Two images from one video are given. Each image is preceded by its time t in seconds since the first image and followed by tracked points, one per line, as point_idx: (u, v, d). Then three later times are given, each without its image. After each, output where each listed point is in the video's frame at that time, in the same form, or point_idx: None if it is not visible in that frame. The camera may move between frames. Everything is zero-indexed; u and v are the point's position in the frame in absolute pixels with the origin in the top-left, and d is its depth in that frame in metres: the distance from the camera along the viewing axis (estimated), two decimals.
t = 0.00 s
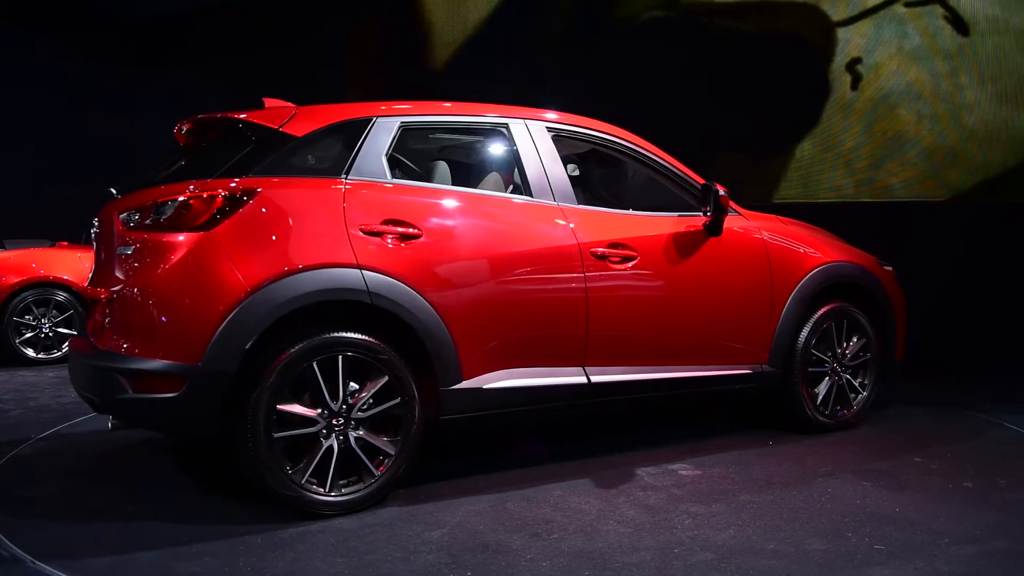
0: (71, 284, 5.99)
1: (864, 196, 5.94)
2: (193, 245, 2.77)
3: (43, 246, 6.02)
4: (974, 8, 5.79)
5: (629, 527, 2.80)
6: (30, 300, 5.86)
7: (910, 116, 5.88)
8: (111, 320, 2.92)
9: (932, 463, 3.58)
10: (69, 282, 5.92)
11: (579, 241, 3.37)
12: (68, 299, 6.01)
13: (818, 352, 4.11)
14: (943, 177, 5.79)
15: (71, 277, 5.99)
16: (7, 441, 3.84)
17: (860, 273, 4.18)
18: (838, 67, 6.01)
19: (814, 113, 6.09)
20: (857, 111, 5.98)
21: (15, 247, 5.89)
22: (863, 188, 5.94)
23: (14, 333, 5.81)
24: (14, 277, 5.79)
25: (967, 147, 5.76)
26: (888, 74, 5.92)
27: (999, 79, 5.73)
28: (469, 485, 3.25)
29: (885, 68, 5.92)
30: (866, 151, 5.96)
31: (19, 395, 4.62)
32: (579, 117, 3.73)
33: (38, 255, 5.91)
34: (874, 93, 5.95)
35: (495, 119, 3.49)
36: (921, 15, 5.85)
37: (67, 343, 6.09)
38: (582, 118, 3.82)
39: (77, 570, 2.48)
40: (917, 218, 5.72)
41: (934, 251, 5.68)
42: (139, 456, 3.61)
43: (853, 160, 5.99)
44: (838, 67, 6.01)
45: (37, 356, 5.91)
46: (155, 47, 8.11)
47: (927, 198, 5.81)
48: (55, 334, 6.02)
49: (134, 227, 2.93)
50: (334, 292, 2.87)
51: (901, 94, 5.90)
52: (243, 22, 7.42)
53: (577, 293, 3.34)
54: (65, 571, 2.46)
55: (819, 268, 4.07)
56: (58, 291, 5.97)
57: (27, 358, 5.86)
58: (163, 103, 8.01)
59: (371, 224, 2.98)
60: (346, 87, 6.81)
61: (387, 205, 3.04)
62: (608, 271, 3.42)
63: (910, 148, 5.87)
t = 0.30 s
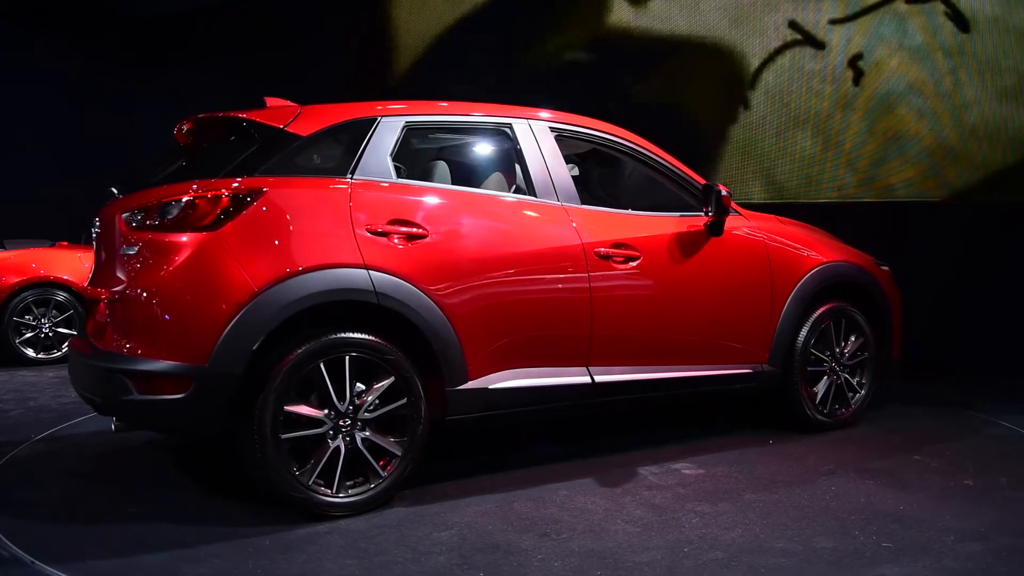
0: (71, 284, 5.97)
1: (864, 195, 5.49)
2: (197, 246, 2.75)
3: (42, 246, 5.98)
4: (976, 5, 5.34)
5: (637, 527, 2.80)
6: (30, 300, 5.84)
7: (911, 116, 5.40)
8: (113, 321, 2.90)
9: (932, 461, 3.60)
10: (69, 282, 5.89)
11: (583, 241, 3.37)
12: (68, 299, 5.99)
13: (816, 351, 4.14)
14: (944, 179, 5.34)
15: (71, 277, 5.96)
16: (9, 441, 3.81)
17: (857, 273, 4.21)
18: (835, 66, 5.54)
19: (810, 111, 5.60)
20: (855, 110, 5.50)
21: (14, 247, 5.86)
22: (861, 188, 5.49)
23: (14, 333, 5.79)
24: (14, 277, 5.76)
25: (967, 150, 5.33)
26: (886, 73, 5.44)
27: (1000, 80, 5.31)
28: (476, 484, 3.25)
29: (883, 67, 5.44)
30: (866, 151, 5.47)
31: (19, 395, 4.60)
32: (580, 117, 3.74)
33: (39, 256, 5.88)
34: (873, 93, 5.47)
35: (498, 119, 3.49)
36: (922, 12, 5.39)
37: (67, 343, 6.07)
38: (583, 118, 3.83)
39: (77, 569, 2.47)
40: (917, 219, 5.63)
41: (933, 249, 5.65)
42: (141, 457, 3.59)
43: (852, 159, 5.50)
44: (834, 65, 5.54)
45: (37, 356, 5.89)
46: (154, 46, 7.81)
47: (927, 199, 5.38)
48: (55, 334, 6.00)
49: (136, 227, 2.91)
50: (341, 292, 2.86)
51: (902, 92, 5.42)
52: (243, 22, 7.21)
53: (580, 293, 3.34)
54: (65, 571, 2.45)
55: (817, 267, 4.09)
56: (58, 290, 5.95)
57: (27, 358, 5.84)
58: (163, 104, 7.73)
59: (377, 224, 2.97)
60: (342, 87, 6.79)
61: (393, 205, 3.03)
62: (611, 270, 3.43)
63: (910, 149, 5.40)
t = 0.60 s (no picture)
0: (71, 284, 5.94)
1: (864, 195, 5.53)
2: (201, 246, 2.73)
3: (42, 246, 5.95)
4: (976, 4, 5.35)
5: (645, 525, 2.81)
6: (30, 300, 5.81)
7: (911, 116, 5.41)
8: (115, 322, 2.88)
9: (931, 459, 3.63)
10: (69, 282, 5.87)
11: (586, 241, 3.37)
12: (68, 299, 5.97)
13: (815, 350, 4.16)
14: (944, 179, 5.37)
15: (71, 277, 5.93)
16: (10, 443, 3.79)
17: (855, 272, 4.23)
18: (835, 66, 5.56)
19: (810, 111, 5.63)
20: (855, 110, 5.52)
21: (14, 247, 5.83)
22: (862, 188, 5.52)
23: (14, 333, 5.76)
24: (14, 277, 5.73)
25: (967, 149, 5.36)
26: (886, 73, 5.46)
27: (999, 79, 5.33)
28: (481, 485, 3.24)
29: (884, 67, 5.46)
30: (866, 151, 5.50)
31: (18, 395, 4.58)
32: (582, 117, 3.74)
33: (38, 255, 5.85)
34: (874, 93, 5.48)
35: (502, 119, 3.48)
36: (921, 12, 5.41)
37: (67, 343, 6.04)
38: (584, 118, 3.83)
39: (79, 569, 2.46)
40: (917, 219, 5.67)
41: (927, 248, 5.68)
42: (145, 458, 3.57)
43: (852, 159, 5.53)
44: (834, 65, 5.56)
45: (37, 356, 5.85)
46: (154, 47, 7.76)
47: (927, 199, 5.42)
48: (55, 334, 5.97)
49: (139, 227, 2.89)
50: (348, 292, 2.84)
51: (902, 92, 5.44)
52: (242, 22, 7.17)
53: (584, 292, 3.35)
54: (66, 571, 2.44)
55: (817, 267, 4.11)
56: (58, 290, 5.92)
57: (27, 358, 5.80)
58: (162, 104, 7.67)
59: (383, 224, 2.96)
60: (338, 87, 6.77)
61: (399, 204, 3.02)
62: (615, 270, 3.43)
63: (909, 149, 5.43)
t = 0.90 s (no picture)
0: (71, 284, 5.89)
1: (864, 194, 5.57)
2: (205, 246, 2.71)
3: (42, 245, 5.90)
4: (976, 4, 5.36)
5: (652, 525, 2.82)
6: (30, 299, 5.76)
7: (911, 116, 5.44)
8: (118, 323, 2.85)
9: (931, 457, 3.65)
10: (70, 282, 5.82)
11: (590, 240, 3.38)
12: (68, 299, 5.91)
13: (814, 349, 4.19)
14: (944, 179, 5.40)
15: (71, 277, 5.88)
16: (8, 444, 3.75)
17: (853, 272, 4.26)
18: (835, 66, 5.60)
19: (810, 111, 5.68)
20: (855, 110, 5.56)
21: (14, 247, 5.78)
22: (862, 188, 5.56)
23: (14, 333, 5.71)
24: (14, 277, 5.68)
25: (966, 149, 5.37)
26: (886, 72, 5.49)
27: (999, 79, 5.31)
28: (486, 485, 3.24)
29: (883, 66, 5.49)
30: (866, 151, 5.53)
31: (18, 395, 4.55)
32: (584, 117, 3.74)
33: (38, 255, 5.80)
34: (875, 93, 5.52)
35: (505, 119, 3.48)
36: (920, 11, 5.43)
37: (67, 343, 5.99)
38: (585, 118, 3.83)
39: (78, 569, 2.45)
40: (917, 219, 5.65)
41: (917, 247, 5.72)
42: (149, 459, 3.55)
43: (851, 159, 5.57)
44: (835, 65, 5.60)
45: (37, 356, 5.79)
46: (154, 46, 7.76)
47: (927, 199, 5.46)
48: (55, 334, 5.92)
49: (142, 227, 2.87)
50: (355, 292, 2.83)
51: (901, 92, 5.46)
52: (243, 22, 7.27)
53: (589, 292, 3.35)
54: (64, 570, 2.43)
55: (815, 267, 4.13)
56: (58, 290, 5.87)
57: (26, 358, 5.74)
58: (163, 104, 7.68)
59: (390, 224, 2.95)
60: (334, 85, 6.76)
61: (405, 204, 3.01)
62: (619, 270, 3.43)
63: (909, 149, 5.45)
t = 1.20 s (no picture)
0: (71, 284, 5.98)
1: (865, 193, 5.55)
2: (209, 246, 2.69)
3: (43, 245, 6.00)
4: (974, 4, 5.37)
5: (660, 524, 2.83)
6: (30, 300, 5.86)
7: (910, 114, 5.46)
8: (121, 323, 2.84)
9: (930, 455, 3.68)
10: (70, 282, 5.91)
11: (593, 240, 3.38)
12: (68, 299, 6.01)
13: (812, 349, 4.21)
14: (942, 177, 5.35)
15: (71, 277, 5.97)
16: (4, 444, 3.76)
17: (851, 273, 4.28)
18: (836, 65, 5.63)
19: (811, 110, 5.70)
20: (855, 109, 5.59)
21: (12, 247, 5.87)
22: (862, 186, 5.55)
23: (14, 333, 5.80)
24: (14, 277, 5.78)
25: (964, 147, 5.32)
26: (885, 72, 5.53)
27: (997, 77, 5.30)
28: (491, 485, 3.24)
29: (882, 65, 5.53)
30: (865, 150, 5.55)
31: (19, 395, 4.55)
32: (587, 117, 3.75)
33: (38, 255, 5.89)
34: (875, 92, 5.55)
35: (509, 119, 3.47)
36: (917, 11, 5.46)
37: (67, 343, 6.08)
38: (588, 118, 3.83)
39: (78, 569, 2.46)
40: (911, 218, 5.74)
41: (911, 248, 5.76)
42: (151, 460, 3.55)
43: (855, 158, 5.57)
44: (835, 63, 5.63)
45: (38, 356, 5.88)
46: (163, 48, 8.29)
47: (927, 199, 5.41)
48: (55, 334, 6.01)
49: (145, 227, 2.85)
50: (363, 292, 2.82)
51: (901, 91, 5.50)
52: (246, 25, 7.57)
53: (593, 291, 3.35)
54: (64, 571, 2.45)
55: (814, 267, 4.15)
56: (58, 290, 5.96)
57: (27, 358, 5.85)
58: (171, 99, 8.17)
59: (398, 224, 2.94)
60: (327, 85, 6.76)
61: (412, 204, 3.00)
62: (623, 270, 3.44)
63: (908, 148, 5.45)
